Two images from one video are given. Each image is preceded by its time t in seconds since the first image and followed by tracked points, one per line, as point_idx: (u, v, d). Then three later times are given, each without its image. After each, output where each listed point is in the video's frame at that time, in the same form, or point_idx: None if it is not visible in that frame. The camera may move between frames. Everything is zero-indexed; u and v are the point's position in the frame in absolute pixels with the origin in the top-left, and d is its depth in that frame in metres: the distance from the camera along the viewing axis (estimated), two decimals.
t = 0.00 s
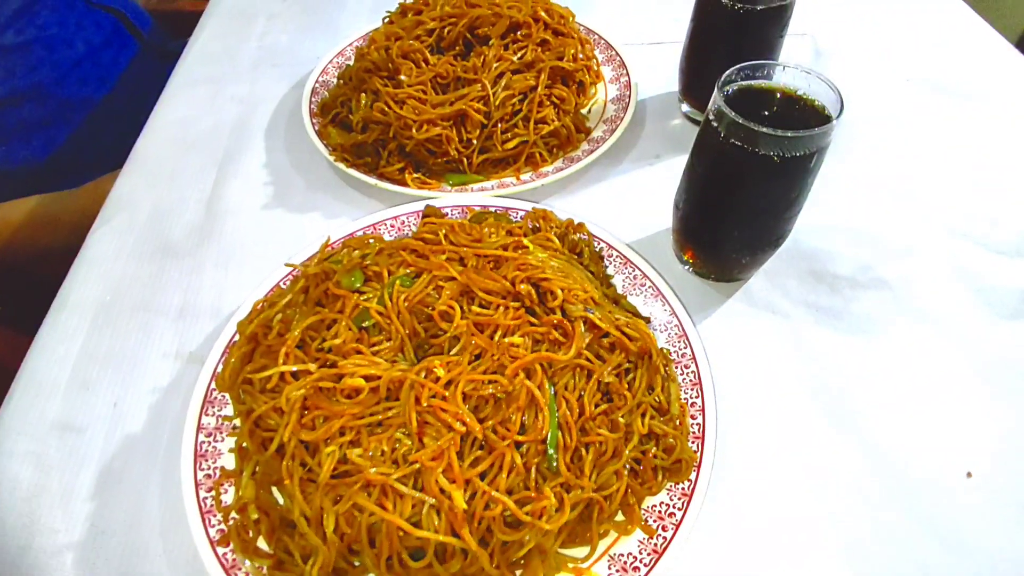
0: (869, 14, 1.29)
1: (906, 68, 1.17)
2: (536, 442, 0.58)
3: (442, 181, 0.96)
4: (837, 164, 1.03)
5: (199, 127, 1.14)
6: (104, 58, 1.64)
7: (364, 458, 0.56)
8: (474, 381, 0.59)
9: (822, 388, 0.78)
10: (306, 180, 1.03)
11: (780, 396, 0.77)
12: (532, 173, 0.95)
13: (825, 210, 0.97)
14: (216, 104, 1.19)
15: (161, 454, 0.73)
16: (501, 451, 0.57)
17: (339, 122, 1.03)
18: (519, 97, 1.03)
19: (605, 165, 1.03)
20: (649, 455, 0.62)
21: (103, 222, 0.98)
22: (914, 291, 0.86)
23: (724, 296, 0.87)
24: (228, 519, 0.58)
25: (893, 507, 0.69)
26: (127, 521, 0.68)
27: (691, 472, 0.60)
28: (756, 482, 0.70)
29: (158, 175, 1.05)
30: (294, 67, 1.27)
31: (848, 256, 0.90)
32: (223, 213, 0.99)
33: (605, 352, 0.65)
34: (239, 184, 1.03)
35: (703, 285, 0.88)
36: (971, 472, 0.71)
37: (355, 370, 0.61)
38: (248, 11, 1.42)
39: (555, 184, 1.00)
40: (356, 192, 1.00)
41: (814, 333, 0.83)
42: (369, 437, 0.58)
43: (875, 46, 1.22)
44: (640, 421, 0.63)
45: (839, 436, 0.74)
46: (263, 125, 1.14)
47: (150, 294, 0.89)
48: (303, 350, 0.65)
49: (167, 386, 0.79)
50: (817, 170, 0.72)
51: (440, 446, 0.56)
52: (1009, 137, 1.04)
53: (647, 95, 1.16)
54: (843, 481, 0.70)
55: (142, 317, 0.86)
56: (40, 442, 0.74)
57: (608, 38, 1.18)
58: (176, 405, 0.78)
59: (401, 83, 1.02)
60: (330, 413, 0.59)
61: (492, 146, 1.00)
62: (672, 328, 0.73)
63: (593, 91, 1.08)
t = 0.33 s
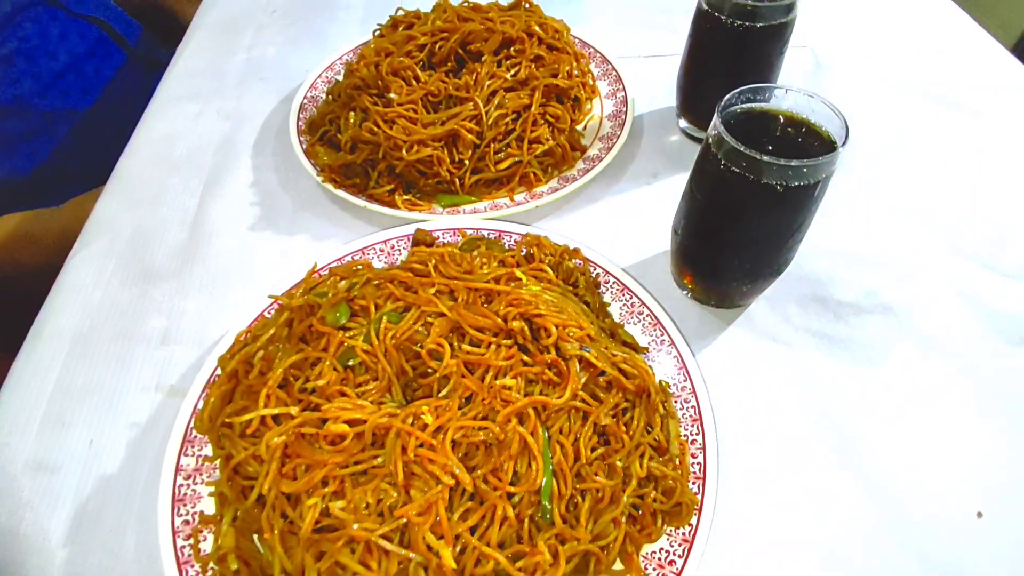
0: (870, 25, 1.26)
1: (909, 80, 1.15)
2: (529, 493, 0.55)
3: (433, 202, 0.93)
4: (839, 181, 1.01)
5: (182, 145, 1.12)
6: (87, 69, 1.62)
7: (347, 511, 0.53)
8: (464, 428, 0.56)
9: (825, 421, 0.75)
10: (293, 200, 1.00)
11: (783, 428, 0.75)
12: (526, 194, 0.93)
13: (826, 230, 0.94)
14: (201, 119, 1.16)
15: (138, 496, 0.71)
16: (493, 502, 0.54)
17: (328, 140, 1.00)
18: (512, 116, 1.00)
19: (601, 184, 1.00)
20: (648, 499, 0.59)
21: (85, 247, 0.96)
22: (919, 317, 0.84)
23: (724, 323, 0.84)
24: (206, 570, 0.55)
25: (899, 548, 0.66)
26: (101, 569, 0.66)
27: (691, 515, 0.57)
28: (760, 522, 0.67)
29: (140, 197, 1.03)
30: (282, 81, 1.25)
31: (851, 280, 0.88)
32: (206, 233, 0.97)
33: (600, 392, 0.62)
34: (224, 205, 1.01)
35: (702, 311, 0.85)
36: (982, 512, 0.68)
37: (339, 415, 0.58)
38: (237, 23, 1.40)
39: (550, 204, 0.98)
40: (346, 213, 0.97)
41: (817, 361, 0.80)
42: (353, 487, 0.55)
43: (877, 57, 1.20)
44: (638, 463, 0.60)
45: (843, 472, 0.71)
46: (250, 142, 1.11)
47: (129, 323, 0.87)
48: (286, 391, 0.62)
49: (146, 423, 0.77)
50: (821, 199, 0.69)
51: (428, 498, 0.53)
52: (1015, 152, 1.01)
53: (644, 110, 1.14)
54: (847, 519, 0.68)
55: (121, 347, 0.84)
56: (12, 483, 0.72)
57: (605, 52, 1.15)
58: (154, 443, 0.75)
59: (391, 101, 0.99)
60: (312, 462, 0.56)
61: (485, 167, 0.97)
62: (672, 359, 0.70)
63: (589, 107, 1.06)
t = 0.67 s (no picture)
0: (874, 33, 1.23)
1: (914, 90, 1.12)
2: (526, 545, 0.51)
3: (427, 220, 0.90)
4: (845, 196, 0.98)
5: (167, 160, 1.08)
6: (73, 78, 1.58)
7: (334, 565, 0.50)
8: (458, 474, 0.53)
9: (836, 453, 0.72)
10: (282, 218, 0.97)
11: (792, 459, 0.71)
12: (523, 211, 0.89)
13: (833, 248, 0.91)
14: (188, 132, 1.13)
15: (117, 537, 0.68)
16: (488, 554, 0.51)
17: (317, 155, 0.97)
18: (508, 131, 0.97)
19: (601, 201, 0.97)
20: (653, 543, 0.56)
21: (65, 269, 0.92)
22: (931, 339, 0.81)
23: (729, 347, 0.81)
24: None
25: None
26: None
27: (698, 558, 0.54)
28: (768, 563, 0.64)
29: (125, 215, 1.00)
30: (272, 93, 1.22)
31: (859, 300, 0.85)
32: (192, 254, 0.94)
33: (602, 430, 0.59)
34: (210, 224, 0.98)
35: (705, 335, 0.82)
36: (1000, 550, 0.65)
37: (324, 459, 0.54)
38: (225, 31, 1.36)
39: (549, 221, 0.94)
40: (337, 232, 0.94)
41: (826, 388, 0.77)
42: (340, 539, 0.52)
43: (881, 65, 1.17)
44: (642, 505, 0.56)
45: (854, 506, 0.68)
46: (237, 158, 1.08)
47: (110, 349, 0.84)
48: (269, 431, 0.59)
49: (127, 457, 0.74)
50: (831, 224, 0.66)
51: (419, 553, 0.50)
52: None
53: (644, 122, 1.11)
54: (859, 559, 0.64)
55: (103, 376, 0.81)
56: None
57: (603, 61, 1.12)
58: (135, 478, 0.72)
59: (382, 116, 0.96)
60: (296, 512, 0.53)
61: (480, 183, 0.94)
62: (676, 388, 0.67)
63: (587, 119, 1.03)
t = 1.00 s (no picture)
0: (878, 45, 1.21)
1: (919, 105, 1.10)
2: None
3: (422, 244, 0.88)
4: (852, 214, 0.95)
5: (157, 179, 1.06)
6: (65, 91, 1.57)
7: None
8: (455, 528, 0.51)
9: (845, 490, 0.70)
10: (275, 240, 0.95)
11: (799, 496, 0.69)
12: (521, 233, 0.87)
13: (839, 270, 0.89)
14: (179, 150, 1.11)
15: None
16: None
17: (310, 176, 0.95)
18: (506, 151, 0.94)
19: (602, 222, 0.95)
20: None
21: (50, 294, 0.90)
22: (941, 368, 0.78)
23: (734, 377, 0.78)
24: None
25: None
26: None
27: None
28: None
29: (113, 237, 0.97)
30: (265, 109, 1.19)
31: (867, 326, 0.82)
32: (182, 279, 0.92)
33: (604, 475, 0.57)
34: (201, 246, 0.95)
35: (710, 364, 0.79)
36: None
37: (313, 512, 0.52)
38: (218, 45, 1.34)
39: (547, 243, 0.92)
40: (332, 257, 0.92)
41: (834, 420, 0.75)
42: None
43: (886, 78, 1.15)
44: (646, 555, 0.54)
45: (865, 548, 0.65)
46: (229, 177, 1.06)
47: (97, 380, 0.81)
48: (257, 477, 0.57)
49: (113, 495, 0.71)
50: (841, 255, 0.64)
51: None
52: None
53: (645, 138, 1.09)
54: None
55: (89, 409, 0.79)
56: None
57: (603, 75, 1.10)
58: (121, 518, 0.70)
59: (377, 137, 0.94)
60: (284, 567, 0.50)
61: (478, 206, 0.92)
62: (680, 423, 0.64)
63: (587, 136, 1.00)
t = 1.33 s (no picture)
0: (882, 59, 1.20)
1: (924, 120, 1.08)
2: None
3: (420, 267, 0.86)
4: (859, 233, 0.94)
5: (151, 198, 1.05)
6: (60, 104, 1.55)
7: None
8: None
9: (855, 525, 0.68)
10: (269, 262, 0.94)
11: (805, 527, 0.68)
12: (521, 256, 0.85)
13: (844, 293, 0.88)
14: (174, 167, 1.09)
15: None
16: None
17: (307, 196, 0.94)
18: (505, 173, 0.93)
19: (603, 243, 0.93)
20: None
21: (41, 320, 0.88)
22: (949, 395, 0.77)
23: (739, 406, 0.77)
24: None
25: None
26: None
27: None
28: None
29: (108, 259, 0.96)
30: (260, 125, 1.18)
31: (874, 351, 0.81)
32: (176, 302, 0.90)
33: (607, 518, 0.56)
34: (194, 268, 0.94)
35: (714, 393, 0.78)
36: None
37: (306, 561, 0.50)
38: (213, 58, 1.32)
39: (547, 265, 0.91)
40: (329, 282, 0.90)
41: (842, 451, 0.73)
42: None
43: (889, 93, 1.13)
44: None
45: None
46: (224, 195, 1.04)
47: (87, 410, 0.80)
48: (250, 520, 0.55)
49: (102, 530, 0.70)
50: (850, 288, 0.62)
51: None
52: None
53: (646, 155, 1.07)
54: None
55: (79, 439, 0.77)
56: None
57: (603, 91, 1.08)
58: (111, 554, 0.68)
59: (373, 159, 0.92)
60: None
61: (477, 228, 0.90)
62: (684, 458, 0.62)
63: (587, 154, 0.98)
